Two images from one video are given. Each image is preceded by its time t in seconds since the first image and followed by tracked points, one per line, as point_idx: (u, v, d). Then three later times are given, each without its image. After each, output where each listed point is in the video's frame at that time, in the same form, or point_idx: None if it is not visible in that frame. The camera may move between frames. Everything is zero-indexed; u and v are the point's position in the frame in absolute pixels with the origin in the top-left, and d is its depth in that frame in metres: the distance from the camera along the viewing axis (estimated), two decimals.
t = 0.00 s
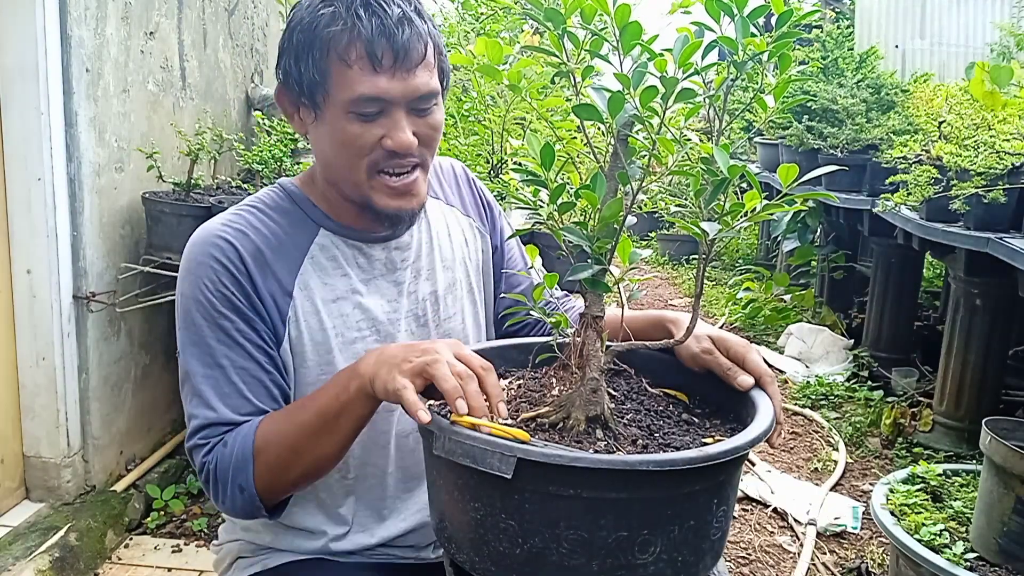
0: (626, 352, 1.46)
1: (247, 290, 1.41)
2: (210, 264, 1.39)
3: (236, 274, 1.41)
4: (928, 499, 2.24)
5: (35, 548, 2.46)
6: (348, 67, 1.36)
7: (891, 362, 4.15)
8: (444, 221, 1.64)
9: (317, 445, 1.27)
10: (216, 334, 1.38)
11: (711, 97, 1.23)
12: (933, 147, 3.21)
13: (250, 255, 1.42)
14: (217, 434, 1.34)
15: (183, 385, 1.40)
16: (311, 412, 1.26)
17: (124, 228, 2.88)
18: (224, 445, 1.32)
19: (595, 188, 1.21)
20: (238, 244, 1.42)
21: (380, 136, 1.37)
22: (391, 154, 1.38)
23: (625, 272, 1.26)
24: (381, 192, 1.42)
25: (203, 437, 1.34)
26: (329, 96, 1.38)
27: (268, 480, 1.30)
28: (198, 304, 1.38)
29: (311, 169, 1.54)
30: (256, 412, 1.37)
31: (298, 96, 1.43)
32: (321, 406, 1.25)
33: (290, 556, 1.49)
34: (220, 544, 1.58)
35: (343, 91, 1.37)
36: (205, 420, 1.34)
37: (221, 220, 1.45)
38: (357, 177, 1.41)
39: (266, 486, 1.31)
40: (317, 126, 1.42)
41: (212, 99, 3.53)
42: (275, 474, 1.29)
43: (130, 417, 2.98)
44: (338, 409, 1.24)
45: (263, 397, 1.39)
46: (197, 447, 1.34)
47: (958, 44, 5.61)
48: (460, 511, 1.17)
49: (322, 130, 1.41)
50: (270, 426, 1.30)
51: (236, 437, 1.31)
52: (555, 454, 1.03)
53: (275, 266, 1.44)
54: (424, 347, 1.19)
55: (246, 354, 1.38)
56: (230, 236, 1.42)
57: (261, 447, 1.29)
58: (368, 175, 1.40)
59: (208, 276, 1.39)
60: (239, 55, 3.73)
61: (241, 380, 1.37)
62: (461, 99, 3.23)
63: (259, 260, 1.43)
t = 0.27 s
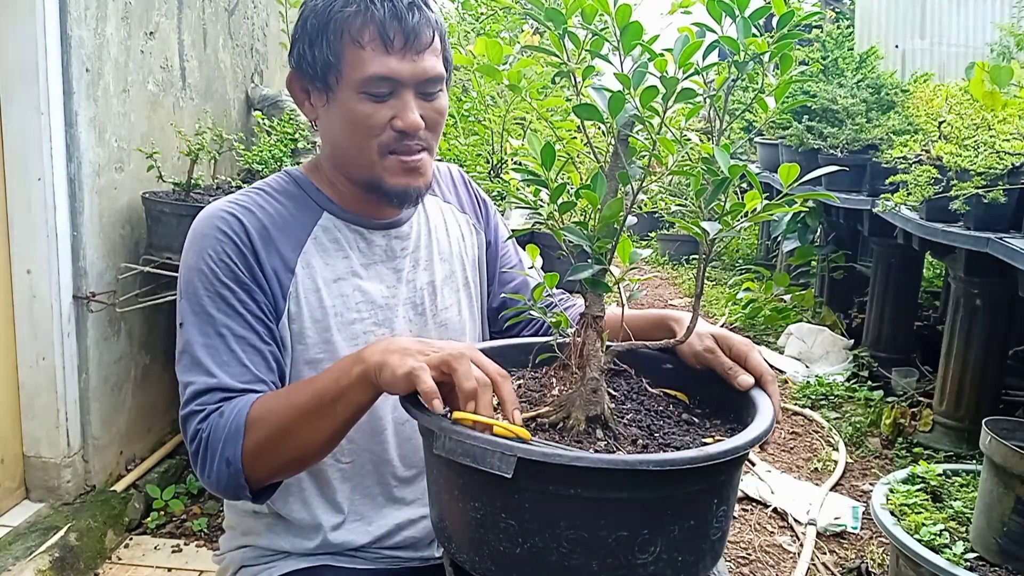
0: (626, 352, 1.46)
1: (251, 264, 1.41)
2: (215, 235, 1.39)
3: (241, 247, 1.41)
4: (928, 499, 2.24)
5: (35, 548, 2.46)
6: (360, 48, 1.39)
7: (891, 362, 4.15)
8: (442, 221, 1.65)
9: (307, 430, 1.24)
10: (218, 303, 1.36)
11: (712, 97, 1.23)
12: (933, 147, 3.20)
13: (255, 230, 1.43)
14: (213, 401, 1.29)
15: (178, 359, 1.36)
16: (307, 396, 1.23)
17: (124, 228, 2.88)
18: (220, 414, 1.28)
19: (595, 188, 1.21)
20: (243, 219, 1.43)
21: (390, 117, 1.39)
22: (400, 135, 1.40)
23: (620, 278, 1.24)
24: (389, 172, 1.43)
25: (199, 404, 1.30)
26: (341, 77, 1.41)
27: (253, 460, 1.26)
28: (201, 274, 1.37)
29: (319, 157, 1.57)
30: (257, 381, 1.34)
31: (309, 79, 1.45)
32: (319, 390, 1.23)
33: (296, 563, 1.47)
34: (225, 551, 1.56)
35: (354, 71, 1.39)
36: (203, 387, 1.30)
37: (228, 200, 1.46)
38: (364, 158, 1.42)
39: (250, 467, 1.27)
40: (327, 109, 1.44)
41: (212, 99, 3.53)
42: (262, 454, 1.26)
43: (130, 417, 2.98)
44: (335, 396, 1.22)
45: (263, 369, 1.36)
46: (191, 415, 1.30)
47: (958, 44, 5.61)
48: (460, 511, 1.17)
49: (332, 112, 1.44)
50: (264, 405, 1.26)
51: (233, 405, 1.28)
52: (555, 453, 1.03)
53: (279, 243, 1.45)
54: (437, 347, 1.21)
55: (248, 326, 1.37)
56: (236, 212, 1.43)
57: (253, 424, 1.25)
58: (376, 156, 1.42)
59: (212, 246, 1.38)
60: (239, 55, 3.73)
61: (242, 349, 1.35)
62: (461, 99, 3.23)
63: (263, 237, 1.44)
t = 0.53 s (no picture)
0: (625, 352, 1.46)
1: (250, 265, 1.41)
2: (215, 235, 1.40)
3: (240, 247, 1.41)
4: (928, 499, 2.24)
5: (35, 548, 2.46)
6: (366, 54, 1.39)
7: (891, 362, 4.15)
8: (440, 222, 1.65)
9: (280, 418, 1.22)
10: (215, 302, 1.36)
11: (711, 97, 1.23)
12: (933, 147, 3.20)
13: (254, 230, 1.43)
14: (201, 400, 1.30)
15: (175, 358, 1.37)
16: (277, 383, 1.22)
17: (124, 228, 2.88)
18: (208, 408, 1.28)
19: (595, 188, 1.21)
20: (243, 219, 1.43)
21: (391, 122, 1.39)
22: (401, 140, 1.40)
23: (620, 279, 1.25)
24: (388, 176, 1.43)
25: (191, 403, 1.30)
26: (345, 82, 1.41)
27: (237, 453, 1.26)
28: (198, 273, 1.37)
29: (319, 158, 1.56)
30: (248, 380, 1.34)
31: (314, 82, 1.45)
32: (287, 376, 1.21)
33: (297, 556, 1.47)
34: (225, 549, 1.56)
35: (359, 76, 1.39)
36: (194, 386, 1.31)
37: (228, 201, 1.46)
38: (365, 162, 1.42)
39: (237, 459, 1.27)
40: (330, 112, 1.44)
41: (212, 99, 3.53)
42: (244, 445, 1.25)
43: (130, 417, 2.98)
44: (301, 380, 1.20)
45: (258, 367, 1.37)
46: (186, 412, 1.31)
47: (959, 44, 5.60)
48: (459, 511, 1.17)
49: (334, 115, 1.43)
50: (243, 397, 1.26)
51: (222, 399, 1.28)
52: (555, 453, 1.03)
53: (278, 244, 1.45)
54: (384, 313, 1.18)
55: (244, 325, 1.37)
56: (236, 212, 1.43)
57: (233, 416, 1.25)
58: (376, 159, 1.42)
59: (212, 246, 1.39)
60: (239, 55, 3.73)
61: (236, 347, 1.35)
62: (461, 99, 3.23)
63: (263, 237, 1.44)
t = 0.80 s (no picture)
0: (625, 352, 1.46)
1: (245, 262, 1.43)
2: (213, 232, 1.42)
3: (236, 246, 1.42)
4: (927, 499, 2.24)
5: (35, 548, 2.46)
6: (362, 61, 1.40)
7: (891, 361, 4.15)
8: (445, 222, 1.64)
9: (235, 421, 1.27)
10: (200, 298, 1.39)
11: (712, 97, 1.23)
12: (933, 147, 3.20)
13: (254, 228, 1.44)
14: (168, 391, 1.36)
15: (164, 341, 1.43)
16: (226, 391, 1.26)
17: (124, 228, 2.88)
18: (172, 400, 1.34)
19: (595, 187, 1.21)
20: (243, 217, 1.44)
21: (389, 127, 1.39)
22: (399, 145, 1.40)
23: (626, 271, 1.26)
24: (388, 181, 1.42)
25: (160, 391, 1.37)
26: (343, 88, 1.41)
27: (194, 448, 1.33)
28: (193, 268, 1.40)
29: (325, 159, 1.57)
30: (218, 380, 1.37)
31: (314, 89, 1.46)
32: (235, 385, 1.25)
33: (296, 554, 1.46)
34: (224, 548, 1.55)
35: (356, 83, 1.40)
36: (165, 376, 1.37)
37: (235, 197, 1.48)
38: (364, 165, 1.42)
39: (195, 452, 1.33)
40: (331, 118, 1.45)
41: (212, 99, 3.53)
42: (201, 442, 1.32)
43: (130, 417, 2.98)
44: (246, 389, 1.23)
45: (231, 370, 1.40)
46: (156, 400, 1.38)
47: (959, 44, 5.60)
48: (459, 511, 1.17)
49: (335, 120, 1.44)
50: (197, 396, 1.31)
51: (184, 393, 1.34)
52: (556, 453, 1.03)
53: (276, 243, 1.46)
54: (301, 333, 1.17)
55: (226, 324, 1.40)
56: (241, 211, 1.44)
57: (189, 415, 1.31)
58: (375, 164, 1.42)
59: (210, 242, 1.41)
60: (239, 55, 3.73)
61: (212, 347, 1.38)
62: (461, 99, 3.23)
63: (262, 234, 1.45)
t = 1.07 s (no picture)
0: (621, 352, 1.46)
1: (244, 254, 1.43)
2: (215, 222, 1.43)
3: (236, 237, 1.43)
4: (928, 499, 2.24)
5: (35, 549, 2.46)
6: (366, 65, 1.39)
7: (891, 361, 4.15)
8: (448, 222, 1.64)
9: (218, 412, 1.32)
10: (194, 286, 1.41)
11: (711, 97, 1.24)
12: (933, 147, 3.20)
13: (256, 221, 1.45)
14: (155, 372, 1.40)
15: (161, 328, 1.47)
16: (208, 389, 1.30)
17: (124, 228, 2.88)
18: (154, 384, 1.38)
19: (596, 186, 1.20)
20: (246, 210, 1.45)
21: (391, 131, 1.39)
22: (401, 149, 1.40)
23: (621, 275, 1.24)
24: (389, 185, 1.43)
25: (149, 372, 1.41)
26: (347, 91, 1.42)
27: (173, 434, 1.38)
28: (193, 256, 1.42)
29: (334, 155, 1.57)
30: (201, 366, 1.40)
31: (320, 90, 1.46)
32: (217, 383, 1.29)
33: (296, 552, 1.46)
34: (223, 545, 1.54)
35: (360, 86, 1.40)
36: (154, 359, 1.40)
37: (243, 189, 1.49)
38: (366, 168, 1.43)
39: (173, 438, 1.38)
40: (335, 120, 1.46)
41: (212, 99, 3.53)
42: (180, 430, 1.36)
43: (130, 417, 2.98)
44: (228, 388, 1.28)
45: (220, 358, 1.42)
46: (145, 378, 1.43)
47: (959, 44, 5.60)
48: (458, 511, 1.17)
49: (340, 122, 1.44)
50: (178, 385, 1.35)
51: (166, 378, 1.37)
52: (566, 455, 1.03)
53: (277, 236, 1.46)
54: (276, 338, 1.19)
55: (217, 313, 1.41)
56: (244, 202, 1.46)
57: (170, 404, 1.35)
58: (377, 167, 1.42)
59: (211, 232, 1.42)
60: (239, 55, 3.73)
61: (201, 334, 1.40)
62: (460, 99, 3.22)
63: (264, 228, 1.45)
